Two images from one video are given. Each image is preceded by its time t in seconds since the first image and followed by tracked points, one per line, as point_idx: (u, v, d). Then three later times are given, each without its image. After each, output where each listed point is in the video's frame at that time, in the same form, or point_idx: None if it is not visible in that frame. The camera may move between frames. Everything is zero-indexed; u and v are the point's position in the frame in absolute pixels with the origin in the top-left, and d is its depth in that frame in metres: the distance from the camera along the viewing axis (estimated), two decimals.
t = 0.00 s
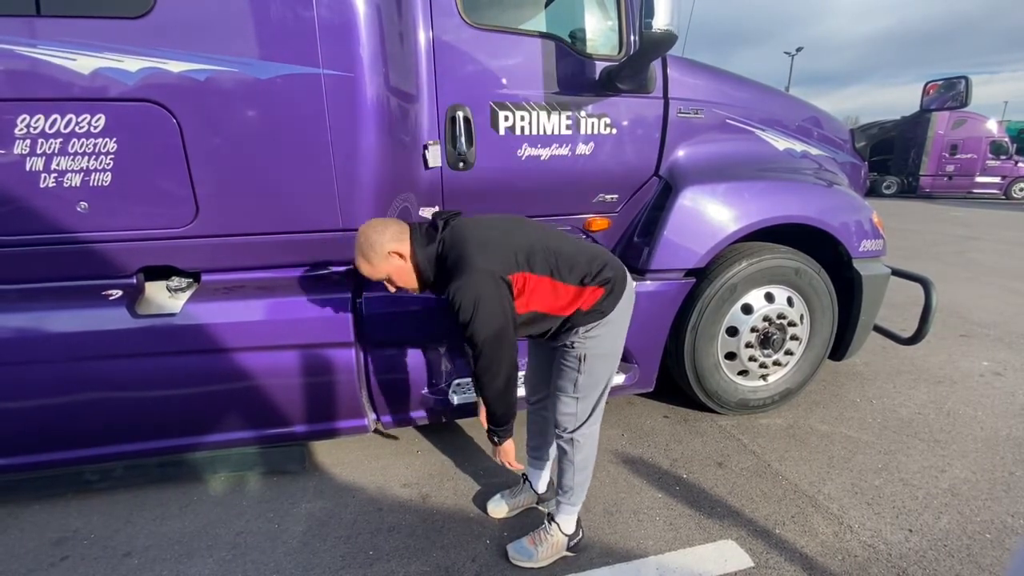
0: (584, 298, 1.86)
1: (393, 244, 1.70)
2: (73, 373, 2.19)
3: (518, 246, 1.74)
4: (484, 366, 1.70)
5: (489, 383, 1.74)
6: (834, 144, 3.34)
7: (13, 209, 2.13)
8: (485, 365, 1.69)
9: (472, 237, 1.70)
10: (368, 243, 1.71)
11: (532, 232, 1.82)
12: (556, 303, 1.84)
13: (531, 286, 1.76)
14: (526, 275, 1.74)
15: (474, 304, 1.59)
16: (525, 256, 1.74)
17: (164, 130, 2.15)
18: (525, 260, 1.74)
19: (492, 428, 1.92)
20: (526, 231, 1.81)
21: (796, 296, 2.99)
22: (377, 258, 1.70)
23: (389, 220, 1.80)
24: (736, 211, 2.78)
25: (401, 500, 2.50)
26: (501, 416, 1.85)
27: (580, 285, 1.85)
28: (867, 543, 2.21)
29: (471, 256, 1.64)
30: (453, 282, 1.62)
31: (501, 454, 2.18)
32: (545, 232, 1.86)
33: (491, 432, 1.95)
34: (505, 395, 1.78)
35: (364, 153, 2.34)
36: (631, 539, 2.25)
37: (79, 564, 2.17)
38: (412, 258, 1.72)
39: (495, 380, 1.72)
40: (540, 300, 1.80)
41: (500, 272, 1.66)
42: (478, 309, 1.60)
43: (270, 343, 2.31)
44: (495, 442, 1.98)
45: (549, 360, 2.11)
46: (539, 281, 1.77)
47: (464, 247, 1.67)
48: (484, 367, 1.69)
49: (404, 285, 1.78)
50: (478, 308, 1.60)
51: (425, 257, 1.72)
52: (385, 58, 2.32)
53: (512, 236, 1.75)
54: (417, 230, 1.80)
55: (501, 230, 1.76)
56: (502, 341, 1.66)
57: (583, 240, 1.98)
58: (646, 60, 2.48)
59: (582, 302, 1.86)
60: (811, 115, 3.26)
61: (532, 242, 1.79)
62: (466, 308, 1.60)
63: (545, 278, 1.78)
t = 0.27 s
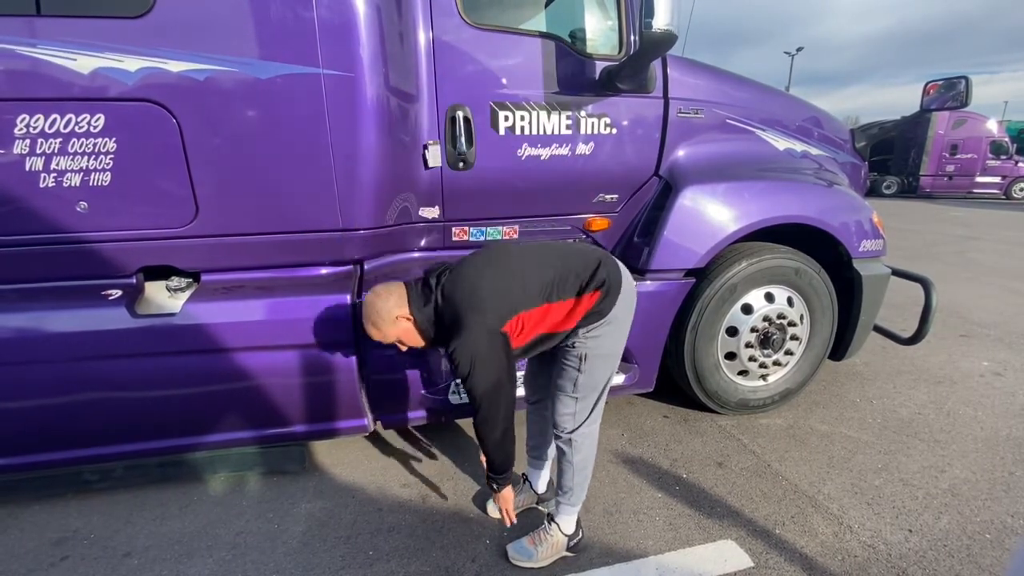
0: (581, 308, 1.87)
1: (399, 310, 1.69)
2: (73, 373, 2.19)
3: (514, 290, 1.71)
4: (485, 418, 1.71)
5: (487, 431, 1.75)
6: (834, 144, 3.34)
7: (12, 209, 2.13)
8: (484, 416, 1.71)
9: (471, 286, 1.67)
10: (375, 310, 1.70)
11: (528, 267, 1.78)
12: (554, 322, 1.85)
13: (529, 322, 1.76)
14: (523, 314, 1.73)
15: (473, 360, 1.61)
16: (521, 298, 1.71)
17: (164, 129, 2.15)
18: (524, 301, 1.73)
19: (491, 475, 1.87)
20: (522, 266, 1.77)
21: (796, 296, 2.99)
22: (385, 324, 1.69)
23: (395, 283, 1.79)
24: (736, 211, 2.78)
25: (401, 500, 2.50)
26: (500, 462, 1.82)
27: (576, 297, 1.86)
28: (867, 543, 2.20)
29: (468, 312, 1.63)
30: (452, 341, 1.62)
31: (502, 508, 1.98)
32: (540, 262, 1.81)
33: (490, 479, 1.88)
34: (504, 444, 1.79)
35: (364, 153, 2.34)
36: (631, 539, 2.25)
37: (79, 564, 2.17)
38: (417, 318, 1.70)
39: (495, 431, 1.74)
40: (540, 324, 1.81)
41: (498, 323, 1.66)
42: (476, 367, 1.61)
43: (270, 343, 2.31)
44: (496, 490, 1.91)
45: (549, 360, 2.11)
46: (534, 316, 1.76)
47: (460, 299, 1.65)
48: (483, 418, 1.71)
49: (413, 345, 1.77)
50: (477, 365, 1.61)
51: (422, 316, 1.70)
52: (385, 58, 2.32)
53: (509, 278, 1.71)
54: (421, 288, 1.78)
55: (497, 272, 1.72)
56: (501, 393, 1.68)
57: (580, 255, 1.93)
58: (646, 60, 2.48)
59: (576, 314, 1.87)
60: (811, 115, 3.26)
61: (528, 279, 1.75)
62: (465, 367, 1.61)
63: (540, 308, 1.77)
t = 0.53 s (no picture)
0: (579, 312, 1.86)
1: (405, 334, 1.69)
2: (72, 373, 2.19)
3: (517, 306, 1.70)
4: (492, 437, 1.72)
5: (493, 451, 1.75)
6: (834, 145, 3.33)
7: (12, 209, 2.13)
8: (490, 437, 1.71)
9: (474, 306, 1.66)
10: (382, 333, 1.70)
11: (528, 279, 1.76)
12: (552, 330, 1.84)
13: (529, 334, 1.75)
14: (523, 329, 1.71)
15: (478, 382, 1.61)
16: (523, 313, 1.70)
17: (163, 129, 2.15)
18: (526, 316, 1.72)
19: (497, 490, 1.87)
20: (521, 280, 1.75)
21: (796, 296, 2.99)
22: (391, 349, 1.70)
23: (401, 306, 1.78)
24: (736, 211, 2.77)
25: (401, 500, 2.50)
26: (506, 480, 1.82)
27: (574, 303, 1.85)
28: (867, 543, 2.20)
29: (470, 335, 1.63)
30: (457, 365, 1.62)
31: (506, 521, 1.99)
32: (540, 273, 1.80)
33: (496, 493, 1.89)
34: (512, 461, 1.79)
35: (364, 153, 2.33)
36: (631, 539, 2.25)
37: (79, 565, 2.17)
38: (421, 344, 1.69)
39: (503, 449, 1.74)
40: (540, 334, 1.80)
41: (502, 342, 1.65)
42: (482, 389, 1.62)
43: (269, 343, 2.31)
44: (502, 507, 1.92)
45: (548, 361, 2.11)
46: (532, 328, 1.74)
47: (464, 320, 1.65)
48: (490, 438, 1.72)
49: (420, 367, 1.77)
50: (482, 386, 1.61)
51: (425, 339, 1.69)
52: (385, 58, 2.32)
53: (509, 295, 1.70)
54: (427, 310, 1.76)
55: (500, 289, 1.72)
56: (507, 413, 1.68)
57: (579, 260, 1.91)
58: (646, 61, 2.48)
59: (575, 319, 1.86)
60: (811, 115, 3.26)
61: (529, 293, 1.74)
62: (471, 390, 1.62)
63: (539, 318, 1.76)
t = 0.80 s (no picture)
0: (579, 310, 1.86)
1: (405, 332, 1.69)
2: (73, 373, 2.19)
3: (517, 305, 1.70)
4: (493, 435, 1.72)
5: (493, 449, 1.76)
6: (834, 145, 3.33)
7: (12, 209, 2.13)
8: (490, 435, 1.72)
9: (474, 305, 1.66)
10: (382, 331, 1.70)
11: (528, 278, 1.76)
12: (553, 329, 1.84)
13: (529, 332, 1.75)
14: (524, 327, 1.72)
15: (479, 380, 1.61)
16: (523, 311, 1.70)
17: (164, 130, 2.15)
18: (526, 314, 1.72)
19: (499, 487, 1.87)
20: (521, 279, 1.75)
21: (796, 296, 2.99)
22: (392, 347, 1.70)
23: (400, 304, 1.78)
24: (736, 211, 2.77)
25: (401, 500, 2.50)
26: (507, 477, 1.83)
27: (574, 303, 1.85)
28: (867, 543, 2.20)
29: (470, 332, 1.63)
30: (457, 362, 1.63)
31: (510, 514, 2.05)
32: (541, 272, 1.80)
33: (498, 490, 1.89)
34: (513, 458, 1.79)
35: (364, 153, 2.33)
36: (631, 539, 2.25)
37: (79, 565, 2.17)
38: (421, 340, 1.69)
39: (504, 447, 1.75)
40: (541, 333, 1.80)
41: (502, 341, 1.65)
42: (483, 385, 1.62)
43: (269, 343, 2.31)
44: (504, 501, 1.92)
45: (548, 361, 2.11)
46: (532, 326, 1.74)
47: (464, 319, 1.65)
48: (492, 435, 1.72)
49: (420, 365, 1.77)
50: (483, 384, 1.62)
51: (425, 337, 1.69)
52: (385, 58, 2.32)
53: (509, 294, 1.70)
54: (428, 307, 1.76)
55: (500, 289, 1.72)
56: (508, 410, 1.69)
57: (579, 260, 1.91)
58: (647, 61, 2.48)
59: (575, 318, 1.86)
60: (811, 115, 3.26)
61: (529, 291, 1.74)
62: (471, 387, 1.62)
63: (540, 317, 1.76)
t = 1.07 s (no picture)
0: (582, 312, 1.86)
1: (411, 338, 1.68)
2: (73, 373, 2.19)
3: (519, 305, 1.71)
4: (501, 438, 1.72)
5: (500, 451, 1.76)
6: (834, 145, 3.34)
7: (13, 209, 2.13)
8: (497, 436, 1.72)
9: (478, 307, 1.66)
10: (389, 338, 1.71)
11: (530, 279, 1.76)
12: (556, 329, 1.84)
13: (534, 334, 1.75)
14: (528, 329, 1.72)
15: (485, 381, 1.61)
16: (526, 312, 1.70)
17: (164, 130, 2.15)
18: (528, 315, 1.71)
19: (505, 488, 1.87)
20: (523, 280, 1.75)
21: (796, 296, 2.99)
22: (397, 353, 1.69)
23: (405, 311, 1.79)
24: (736, 211, 2.78)
25: (402, 500, 2.50)
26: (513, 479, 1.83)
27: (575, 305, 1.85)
28: (867, 543, 2.20)
29: (475, 335, 1.63)
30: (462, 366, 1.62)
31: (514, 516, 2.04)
32: (541, 272, 1.80)
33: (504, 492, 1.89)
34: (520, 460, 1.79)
35: (364, 154, 2.34)
36: (632, 539, 2.25)
37: (79, 565, 2.17)
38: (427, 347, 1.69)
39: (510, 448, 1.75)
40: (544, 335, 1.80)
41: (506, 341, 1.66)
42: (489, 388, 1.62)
43: (269, 343, 2.31)
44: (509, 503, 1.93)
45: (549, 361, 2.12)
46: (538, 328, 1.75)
47: (468, 321, 1.65)
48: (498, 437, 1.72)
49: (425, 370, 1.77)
50: (489, 385, 1.62)
51: (430, 342, 1.68)
52: (385, 58, 2.32)
53: (512, 295, 1.70)
54: (432, 311, 1.75)
55: (502, 289, 1.71)
56: (513, 410, 1.69)
57: (580, 259, 1.91)
58: (647, 61, 2.48)
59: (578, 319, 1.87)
60: (811, 115, 3.26)
61: (531, 292, 1.74)
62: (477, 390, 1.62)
63: (544, 318, 1.77)
